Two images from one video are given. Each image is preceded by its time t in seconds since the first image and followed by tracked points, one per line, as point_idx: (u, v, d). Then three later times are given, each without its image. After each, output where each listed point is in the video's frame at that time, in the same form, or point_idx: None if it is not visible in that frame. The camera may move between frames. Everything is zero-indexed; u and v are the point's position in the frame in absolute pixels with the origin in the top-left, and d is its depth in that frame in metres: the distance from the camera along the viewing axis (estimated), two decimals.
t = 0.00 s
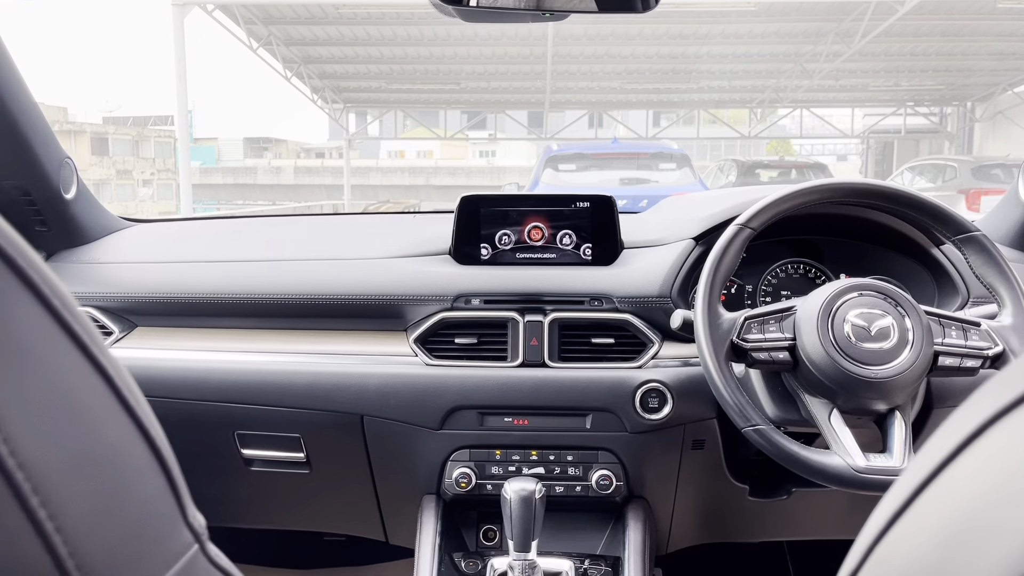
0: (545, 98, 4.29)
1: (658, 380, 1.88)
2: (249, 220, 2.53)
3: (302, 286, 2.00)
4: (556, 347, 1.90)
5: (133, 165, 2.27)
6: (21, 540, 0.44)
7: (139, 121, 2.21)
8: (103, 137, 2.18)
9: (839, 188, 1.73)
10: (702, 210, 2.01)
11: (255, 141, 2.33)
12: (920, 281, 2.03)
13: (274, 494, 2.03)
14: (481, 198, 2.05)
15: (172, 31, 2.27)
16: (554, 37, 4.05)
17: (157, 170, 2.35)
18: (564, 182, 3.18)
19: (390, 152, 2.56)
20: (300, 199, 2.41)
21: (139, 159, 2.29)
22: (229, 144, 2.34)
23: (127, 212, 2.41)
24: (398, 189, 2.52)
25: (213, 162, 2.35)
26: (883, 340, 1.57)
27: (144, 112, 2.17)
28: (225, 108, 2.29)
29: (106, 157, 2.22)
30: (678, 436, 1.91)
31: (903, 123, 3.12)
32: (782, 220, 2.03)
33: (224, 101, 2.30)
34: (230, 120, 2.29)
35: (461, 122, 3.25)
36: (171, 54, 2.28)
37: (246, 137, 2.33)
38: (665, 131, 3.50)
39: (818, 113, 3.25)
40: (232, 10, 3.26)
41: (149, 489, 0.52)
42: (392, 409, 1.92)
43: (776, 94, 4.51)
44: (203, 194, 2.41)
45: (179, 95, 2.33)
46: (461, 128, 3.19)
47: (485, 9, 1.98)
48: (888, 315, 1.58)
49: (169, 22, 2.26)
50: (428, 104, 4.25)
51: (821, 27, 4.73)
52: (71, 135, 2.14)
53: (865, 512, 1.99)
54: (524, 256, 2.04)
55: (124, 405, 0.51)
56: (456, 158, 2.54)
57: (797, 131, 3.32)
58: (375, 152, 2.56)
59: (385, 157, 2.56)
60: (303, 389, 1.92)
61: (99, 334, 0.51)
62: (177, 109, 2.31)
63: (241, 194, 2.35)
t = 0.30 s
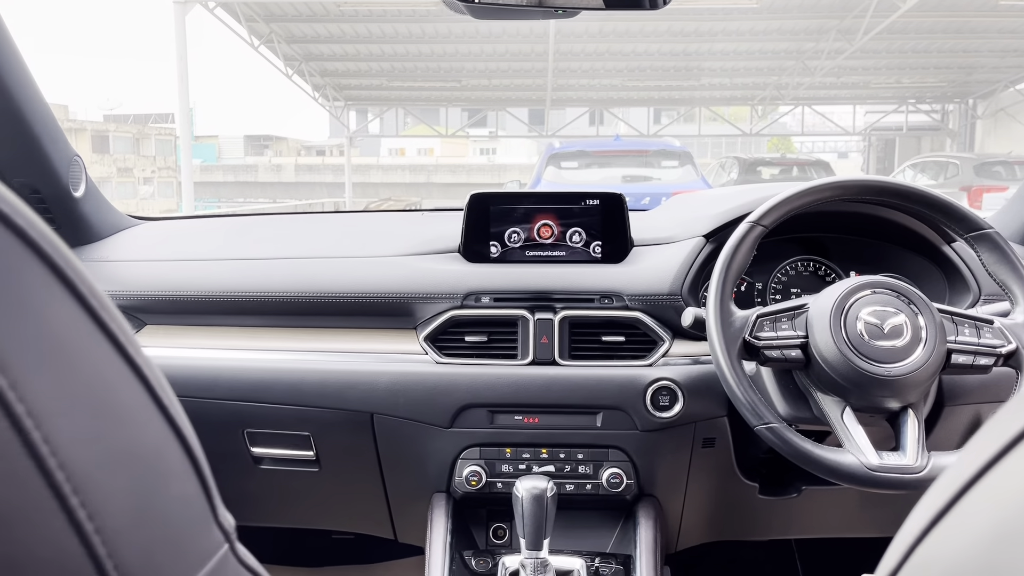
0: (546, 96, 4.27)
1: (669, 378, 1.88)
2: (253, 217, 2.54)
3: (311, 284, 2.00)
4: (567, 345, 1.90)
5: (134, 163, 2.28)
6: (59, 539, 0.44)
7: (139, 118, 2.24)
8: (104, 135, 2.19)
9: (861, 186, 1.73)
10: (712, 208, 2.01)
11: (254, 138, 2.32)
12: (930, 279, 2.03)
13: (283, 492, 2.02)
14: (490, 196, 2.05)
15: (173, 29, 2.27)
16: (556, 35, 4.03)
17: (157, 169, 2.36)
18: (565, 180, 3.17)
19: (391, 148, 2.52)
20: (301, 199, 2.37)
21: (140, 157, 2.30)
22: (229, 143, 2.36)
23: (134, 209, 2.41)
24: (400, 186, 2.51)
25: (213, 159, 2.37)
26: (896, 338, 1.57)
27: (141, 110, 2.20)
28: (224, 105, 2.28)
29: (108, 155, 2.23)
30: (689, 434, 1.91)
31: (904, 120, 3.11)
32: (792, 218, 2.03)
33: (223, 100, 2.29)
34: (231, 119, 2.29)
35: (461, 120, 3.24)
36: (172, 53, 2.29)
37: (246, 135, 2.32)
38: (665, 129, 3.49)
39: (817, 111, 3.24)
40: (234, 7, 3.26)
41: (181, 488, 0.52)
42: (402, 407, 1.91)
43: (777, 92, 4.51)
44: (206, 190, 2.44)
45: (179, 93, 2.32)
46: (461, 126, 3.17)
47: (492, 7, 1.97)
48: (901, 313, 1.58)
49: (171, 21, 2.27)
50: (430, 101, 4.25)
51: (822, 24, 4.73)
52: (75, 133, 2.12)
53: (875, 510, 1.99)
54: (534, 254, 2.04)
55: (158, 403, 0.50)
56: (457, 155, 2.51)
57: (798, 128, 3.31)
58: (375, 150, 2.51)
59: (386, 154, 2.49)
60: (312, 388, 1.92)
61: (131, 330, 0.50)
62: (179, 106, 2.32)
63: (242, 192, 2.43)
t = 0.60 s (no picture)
0: (547, 95, 4.27)
1: (679, 377, 1.88)
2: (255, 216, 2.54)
3: (320, 283, 1.99)
4: (576, 344, 1.90)
5: (136, 162, 2.23)
6: (97, 541, 0.43)
7: (140, 116, 2.18)
8: (104, 134, 2.16)
9: (873, 184, 1.72)
10: (721, 207, 2.01)
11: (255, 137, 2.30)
12: (941, 278, 2.02)
13: (291, 491, 2.02)
14: (499, 194, 2.05)
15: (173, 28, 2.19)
16: (557, 33, 4.03)
17: (158, 167, 2.30)
18: (567, 178, 3.16)
19: (391, 148, 2.64)
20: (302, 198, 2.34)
21: (141, 155, 2.25)
22: (229, 142, 2.34)
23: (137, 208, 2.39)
24: (401, 185, 2.61)
25: (213, 158, 2.35)
26: (908, 336, 1.57)
27: (144, 109, 2.13)
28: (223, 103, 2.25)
29: (107, 154, 2.20)
30: (698, 432, 1.91)
31: (904, 118, 3.12)
32: (802, 217, 2.03)
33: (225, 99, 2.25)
34: (231, 117, 2.27)
35: (462, 118, 3.23)
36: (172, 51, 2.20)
37: (246, 133, 2.30)
38: (666, 127, 3.48)
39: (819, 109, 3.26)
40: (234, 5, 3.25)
41: (213, 487, 0.52)
42: (412, 406, 1.91)
43: (778, 91, 4.51)
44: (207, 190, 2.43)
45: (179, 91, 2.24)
46: (462, 124, 3.17)
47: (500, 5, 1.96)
48: (912, 312, 1.58)
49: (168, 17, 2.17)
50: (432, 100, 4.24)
51: (823, 23, 4.73)
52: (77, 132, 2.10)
53: (883, 508, 1.99)
54: (542, 252, 2.04)
55: (190, 402, 0.50)
56: (458, 154, 2.59)
57: (798, 126, 3.31)
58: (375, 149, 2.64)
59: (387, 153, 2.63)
60: (322, 387, 1.92)
61: (164, 330, 0.50)
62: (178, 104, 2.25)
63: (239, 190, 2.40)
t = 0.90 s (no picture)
0: (548, 94, 4.27)
1: (689, 376, 1.88)
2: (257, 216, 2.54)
3: (328, 282, 1.99)
4: (586, 344, 1.90)
5: (136, 161, 2.23)
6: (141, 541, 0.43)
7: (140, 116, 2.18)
8: (105, 133, 2.14)
9: (888, 182, 1.72)
10: (730, 206, 2.01)
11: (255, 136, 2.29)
12: (951, 277, 2.02)
13: (299, 491, 2.02)
14: (508, 193, 2.05)
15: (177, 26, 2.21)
16: (558, 31, 4.02)
17: (158, 166, 2.30)
18: (569, 177, 3.15)
19: (391, 148, 2.68)
20: (301, 198, 2.35)
21: (141, 154, 2.25)
22: (230, 142, 2.32)
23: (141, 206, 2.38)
24: (401, 183, 2.62)
25: (213, 158, 2.35)
26: (919, 335, 1.57)
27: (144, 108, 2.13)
28: (223, 102, 2.26)
29: (109, 152, 2.17)
30: (708, 432, 1.91)
31: (906, 117, 3.04)
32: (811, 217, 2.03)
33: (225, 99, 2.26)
34: (231, 116, 2.26)
35: (462, 117, 3.22)
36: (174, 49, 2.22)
37: (246, 133, 2.29)
38: (667, 126, 3.48)
39: (819, 108, 3.18)
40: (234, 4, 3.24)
41: (247, 486, 0.52)
42: (421, 405, 1.91)
43: (780, 89, 4.51)
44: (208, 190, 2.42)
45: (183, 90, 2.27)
46: (462, 123, 3.16)
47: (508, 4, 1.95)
48: (924, 311, 1.57)
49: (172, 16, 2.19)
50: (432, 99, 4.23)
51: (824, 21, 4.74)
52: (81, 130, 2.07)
53: (892, 507, 1.99)
54: (551, 251, 2.04)
55: (224, 401, 0.50)
56: (458, 153, 2.64)
57: (799, 125, 3.26)
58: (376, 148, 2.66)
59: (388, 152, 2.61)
60: (331, 386, 1.92)
61: (198, 329, 0.50)
62: (179, 104, 2.25)
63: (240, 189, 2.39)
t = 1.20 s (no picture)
0: (549, 93, 4.26)
1: (699, 376, 1.88)
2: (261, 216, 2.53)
3: (337, 282, 1.99)
4: (596, 343, 1.90)
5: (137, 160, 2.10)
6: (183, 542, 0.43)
7: (141, 116, 2.16)
8: (106, 133, 2.06)
9: (899, 181, 1.72)
10: (739, 205, 2.01)
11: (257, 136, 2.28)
12: (960, 276, 2.02)
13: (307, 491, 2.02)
14: (517, 193, 2.05)
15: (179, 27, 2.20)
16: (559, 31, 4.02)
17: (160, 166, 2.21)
18: (571, 176, 3.15)
19: (391, 148, 2.71)
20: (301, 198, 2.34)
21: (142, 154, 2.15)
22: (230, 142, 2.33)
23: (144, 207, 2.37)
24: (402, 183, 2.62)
25: (213, 157, 2.35)
26: (931, 335, 1.57)
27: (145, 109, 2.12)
28: (223, 102, 2.25)
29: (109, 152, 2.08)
30: (718, 431, 1.91)
31: (908, 117, 3.02)
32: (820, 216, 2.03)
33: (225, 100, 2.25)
34: (231, 116, 2.26)
35: (463, 117, 3.22)
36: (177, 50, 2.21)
37: (247, 132, 2.28)
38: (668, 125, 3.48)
39: (821, 107, 3.10)
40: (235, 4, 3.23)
41: (280, 486, 0.51)
42: (430, 405, 1.91)
43: (781, 89, 4.51)
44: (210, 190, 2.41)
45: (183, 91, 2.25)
46: (463, 123, 3.16)
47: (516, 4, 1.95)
48: (936, 310, 1.57)
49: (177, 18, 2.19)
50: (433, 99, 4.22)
51: (825, 21, 4.74)
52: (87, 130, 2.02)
53: (901, 507, 1.98)
54: (560, 251, 2.03)
55: (259, 402, 0.50)
56: (458, 153, 2.67)
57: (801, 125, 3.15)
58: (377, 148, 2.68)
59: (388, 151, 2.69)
60: (340, 386, 1.92)
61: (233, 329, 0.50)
62: (179, 104, 2.25)
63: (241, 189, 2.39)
